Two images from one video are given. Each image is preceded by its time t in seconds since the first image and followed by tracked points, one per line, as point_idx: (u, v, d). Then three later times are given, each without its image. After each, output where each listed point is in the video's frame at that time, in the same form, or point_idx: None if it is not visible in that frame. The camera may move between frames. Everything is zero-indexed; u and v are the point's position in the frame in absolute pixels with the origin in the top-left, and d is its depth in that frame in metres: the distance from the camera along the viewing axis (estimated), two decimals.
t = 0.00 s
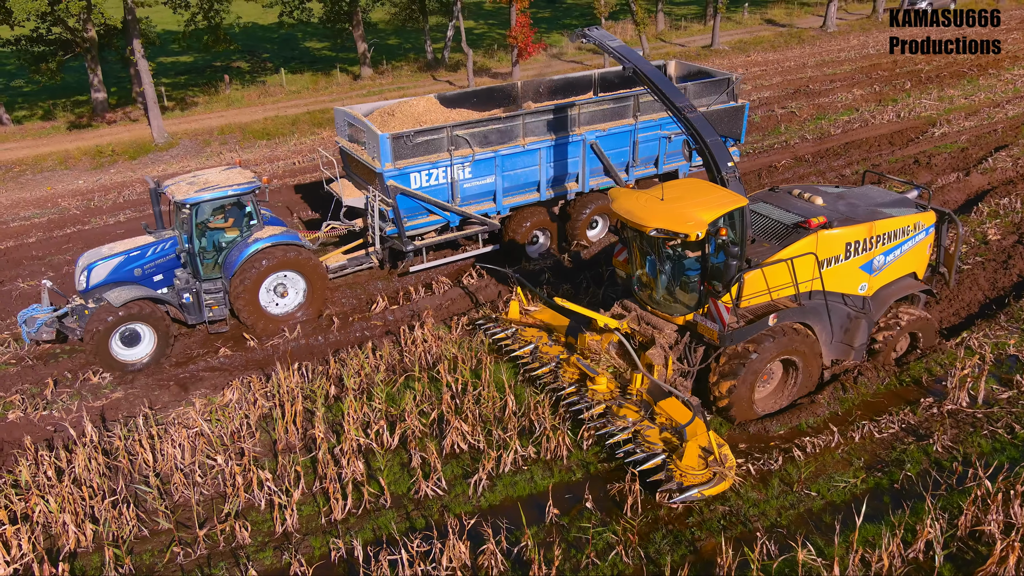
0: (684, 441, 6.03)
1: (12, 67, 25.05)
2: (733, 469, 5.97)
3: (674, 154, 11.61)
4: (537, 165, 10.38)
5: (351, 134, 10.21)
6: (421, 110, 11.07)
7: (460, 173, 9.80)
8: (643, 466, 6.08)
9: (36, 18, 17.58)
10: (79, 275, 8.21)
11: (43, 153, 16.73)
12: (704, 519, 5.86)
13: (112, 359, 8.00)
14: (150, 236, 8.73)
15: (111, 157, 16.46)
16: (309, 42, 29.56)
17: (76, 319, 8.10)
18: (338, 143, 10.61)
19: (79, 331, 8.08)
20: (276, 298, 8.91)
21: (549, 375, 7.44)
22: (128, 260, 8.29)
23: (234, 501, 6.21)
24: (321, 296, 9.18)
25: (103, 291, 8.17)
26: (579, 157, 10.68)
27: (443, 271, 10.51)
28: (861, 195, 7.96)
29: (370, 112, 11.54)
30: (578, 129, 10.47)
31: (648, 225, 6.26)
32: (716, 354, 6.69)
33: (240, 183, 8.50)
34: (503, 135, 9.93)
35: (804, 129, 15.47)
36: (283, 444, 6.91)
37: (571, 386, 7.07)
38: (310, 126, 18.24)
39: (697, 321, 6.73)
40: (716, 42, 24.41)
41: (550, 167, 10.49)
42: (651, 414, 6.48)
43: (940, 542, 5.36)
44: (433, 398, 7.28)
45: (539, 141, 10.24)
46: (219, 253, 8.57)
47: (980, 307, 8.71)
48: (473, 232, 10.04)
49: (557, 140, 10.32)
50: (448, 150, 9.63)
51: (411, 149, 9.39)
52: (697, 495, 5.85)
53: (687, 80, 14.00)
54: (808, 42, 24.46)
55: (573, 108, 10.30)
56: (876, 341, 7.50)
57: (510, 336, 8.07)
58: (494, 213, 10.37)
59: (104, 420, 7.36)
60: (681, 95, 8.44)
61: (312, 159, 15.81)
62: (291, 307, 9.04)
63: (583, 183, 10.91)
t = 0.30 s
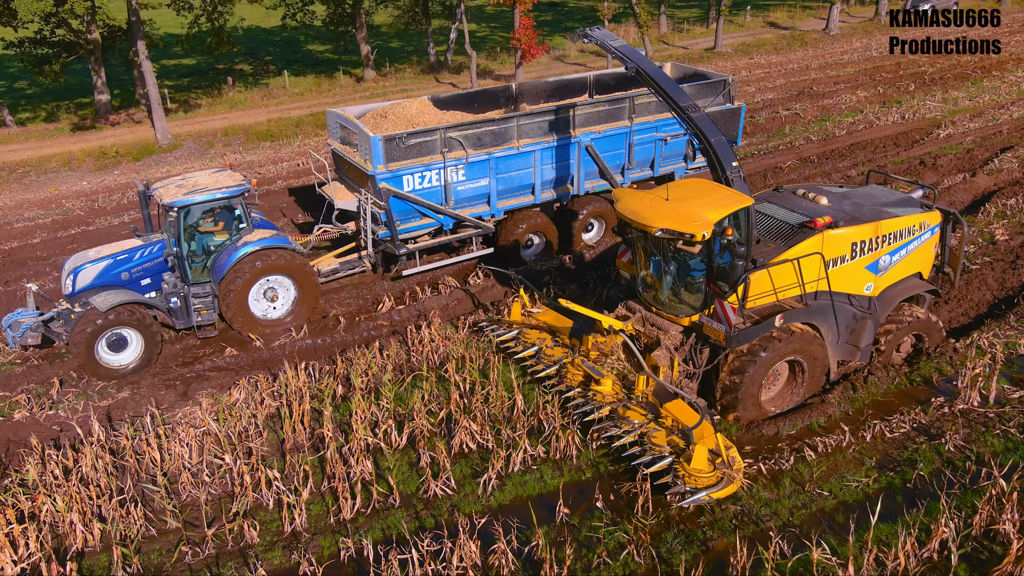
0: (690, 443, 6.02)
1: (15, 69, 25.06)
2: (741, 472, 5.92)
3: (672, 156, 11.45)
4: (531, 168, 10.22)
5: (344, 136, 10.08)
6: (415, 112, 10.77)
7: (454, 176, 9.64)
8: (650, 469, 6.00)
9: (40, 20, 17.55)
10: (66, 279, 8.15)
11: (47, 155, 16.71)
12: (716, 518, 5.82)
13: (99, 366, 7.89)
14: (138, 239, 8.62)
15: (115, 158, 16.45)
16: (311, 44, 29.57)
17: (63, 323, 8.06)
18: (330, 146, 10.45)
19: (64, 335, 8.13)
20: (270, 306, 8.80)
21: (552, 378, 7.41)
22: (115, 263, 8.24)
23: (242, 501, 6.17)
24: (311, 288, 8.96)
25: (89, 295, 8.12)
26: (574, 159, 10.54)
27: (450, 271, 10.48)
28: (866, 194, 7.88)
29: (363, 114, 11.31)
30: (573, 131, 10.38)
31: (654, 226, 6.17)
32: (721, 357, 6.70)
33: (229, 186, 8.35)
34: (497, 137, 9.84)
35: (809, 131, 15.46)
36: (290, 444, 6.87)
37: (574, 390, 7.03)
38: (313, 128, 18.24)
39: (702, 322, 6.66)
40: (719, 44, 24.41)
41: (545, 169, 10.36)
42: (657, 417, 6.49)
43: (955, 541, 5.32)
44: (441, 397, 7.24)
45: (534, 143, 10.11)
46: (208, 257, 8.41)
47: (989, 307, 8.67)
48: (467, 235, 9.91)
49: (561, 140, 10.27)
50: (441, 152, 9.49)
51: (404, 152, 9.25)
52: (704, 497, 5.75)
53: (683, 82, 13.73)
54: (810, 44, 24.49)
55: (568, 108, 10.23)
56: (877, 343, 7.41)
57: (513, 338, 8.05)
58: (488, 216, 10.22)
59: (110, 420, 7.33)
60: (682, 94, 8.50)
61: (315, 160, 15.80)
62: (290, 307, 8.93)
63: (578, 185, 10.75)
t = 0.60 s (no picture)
0: (696, 448, 5.88)
1: (18, 73, 25.08)
2: (747, 476, 5.84)
3: (667, 161, 11.38)
4: (524, 173, 10.12)
5: (334, 141, 9.85)
6: (406, 117, 10.51)
7: (445, 181, 9.51)
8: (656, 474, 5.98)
9: (44, 23, 17.55)
10: (52, 286, 7.94)
11: (51, 158, 16.71)
12: (726, 522, 5.79)
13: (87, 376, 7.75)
14: (126, 247, 8.55)
15: (118, 161, 16.45)
16: (313, 48, 29.59)
17: (48, 330, 7.92)
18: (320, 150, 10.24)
19: (50, 343, 7.99)
20: (265, 311, 8.79)
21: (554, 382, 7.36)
22: (102, 270, 8.04)
23: (249, 504, 6.14)
24: (294, 278, 8.80)
25: (75, 302, 7.91)
26: (568, 164, 10.47)
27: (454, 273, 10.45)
28: (869, 197, 7.78)
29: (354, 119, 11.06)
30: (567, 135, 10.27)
31: (658, 230, 6.18)
32: (726, 361, 6.53)
33: (218, 192, 8.23)
34: (489, 142, 9.72)
35: (813, 134, 15.46)
36: (297, 447, 6.84)
37: (579, 394, 6.98)
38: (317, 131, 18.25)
39: (707, 326, 6.60)
40: (722, 48, 24.45)
41: (537, 174, 10.24)
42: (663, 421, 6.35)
43: (968, 545, 5.28)
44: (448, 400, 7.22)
45: (526, 147, 10.00)
46: (196, 263, 8.32)
47: (997, 310, 8.64)
48: (460, 241, 9.75)
49: (562, 142, 10.22)
50: (433, 157, 9.37)
51: (396, 157, 9.12)
52: (711, 503, 5.72)
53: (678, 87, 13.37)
54: (813, 48, 24.52)
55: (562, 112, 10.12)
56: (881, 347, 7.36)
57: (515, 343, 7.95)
58: (481, 222, 10.08)
59: (115, 422, 7.31)
60: (684, 96, 8.44)
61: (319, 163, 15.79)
62: (285, 301, 8.88)
63: (572, 190, 10.69)
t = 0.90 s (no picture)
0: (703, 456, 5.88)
1: (21, 77, 25.12)
2: (756, 484, 5.86)
3: (662, 167, 11.30)
4: (517, 179, 9.96)
5: (324, 147, 9.81)
6: (397, 122, 10.52)
7: (437, 187, 9.39)
8: (663, 481, 5.93)
9: (48, 28, 17.57)
10: (38, 295, 7.96)
11: (55, 162, 16.72)
12: (736, 526, 5.76)
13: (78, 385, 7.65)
14: (111, 253, 8.47)
15: (122, 165, 16.46)
16: (316, 53, 29.63)
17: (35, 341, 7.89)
18: (311, 156, 10.17)
19: (36, 353, 7.94)
20: (262, 316, 8.71)
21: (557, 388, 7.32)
22: (88, 278, 8.02)
23: (257, 508, 6.12)
24: (267, 274, 8.52)
25: (61, 311, 7.90)
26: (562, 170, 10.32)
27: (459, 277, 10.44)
28: (872, 201, 7.73)
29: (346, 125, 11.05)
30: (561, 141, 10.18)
31: (663, 235, 6.11)
32: (732, 366, 6.50)
33: (207, 199, 8.23)
34: (482, 147, 9.56)
35: (816, 138, 15.46)
36: (304, 451, 6.82)
37: (584, 401, 6.95)
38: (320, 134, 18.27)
39: (712, 332, 6.54)
40: (724, 52, 24.49)
41: (531, 180, 10.10)
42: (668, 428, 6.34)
43: (980, 550, 5.25)
44: (455, 404, 7.21)
45: (520, 153, 9.84)
46: (185, 271, 8.27)
47: (1004, 314, 8.63)
48: (452, 248, 9.66)
49: (563, 147, 10.12)
50: (424, 163, 9.25)
51: (386, 162, 9.00)
52: (719, 511, 5.70)
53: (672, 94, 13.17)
54: (815, 52, 24.55)
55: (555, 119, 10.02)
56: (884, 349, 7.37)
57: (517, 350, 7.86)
58: (474, 228, 9.94)
59: (121, 427, 7.30)
60: (687, 100, 8.26)
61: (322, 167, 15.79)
62: (272, 297, 8.68)
63: (564, 198, 10.50)
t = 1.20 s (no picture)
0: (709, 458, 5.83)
1: (24, 78, 25.12)
2: (760, 487, 5.79)
3: (657, 169, 11.12)
4: (510, 181, 9.85)
5: (316, 149, 9.71)
6: (389, 125, 10.48)
7: (430, 190, 9.32)
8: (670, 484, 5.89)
9: (51, 28, 17.56)
10: (24, 299, 7.70)
11: (59, 162, 16.72)
12: (745, 527, 5.75)
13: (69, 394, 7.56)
14: (101, 258, 8.31)
15: (126, 165, 16.47)
16: (318, 53, 29.62)
17: (21, 346, 7.74)
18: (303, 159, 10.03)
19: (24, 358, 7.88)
20: (255, 315, 8.60)
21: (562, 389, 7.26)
22: (76, 283, 7.81)
23: (265, 508, 6.11)
24: (230, 282, 8.22)
25: (49, 317, 7.70)
26: (555, 173, 10.19)
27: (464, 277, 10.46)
28: (877, 202, 7.72)
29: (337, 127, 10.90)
30: (554, 143, 10.06)
31: (667, 237, 6.06)
32: (737, 367, 6.52)
33: (196, 202, 8.10)
34: (474, 150, 9.49)
35: (820, 138, 15.44)
36: (311, 452, 6.82)
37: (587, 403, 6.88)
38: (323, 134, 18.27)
39: (717, 334, 6.46)
40: (727, 52, 24.47)
41: (525, 183, 9.98)
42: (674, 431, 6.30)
43: (991, 550, 5.24)
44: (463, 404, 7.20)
45: (512, 155, 9.73)
46: (174, 275, 8.18)
47: (1011, 314, 8.61)
48: (445, 250, 9.60)
49: (563, 148, 10.04)
50: (417, 165, 9.18)
51: (378, 165, 8.93)
52: (725, 514, 5.65)
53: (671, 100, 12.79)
54: (818, 52, 24.53)
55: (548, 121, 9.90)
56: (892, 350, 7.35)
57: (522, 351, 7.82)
58: (467, 230, 9.86)
59: (128, 427, 7.29)
60: (691, 102, 8.36)
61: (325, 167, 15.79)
62: (252, 295, 8.44)
63: (561, 199, 10.40)
